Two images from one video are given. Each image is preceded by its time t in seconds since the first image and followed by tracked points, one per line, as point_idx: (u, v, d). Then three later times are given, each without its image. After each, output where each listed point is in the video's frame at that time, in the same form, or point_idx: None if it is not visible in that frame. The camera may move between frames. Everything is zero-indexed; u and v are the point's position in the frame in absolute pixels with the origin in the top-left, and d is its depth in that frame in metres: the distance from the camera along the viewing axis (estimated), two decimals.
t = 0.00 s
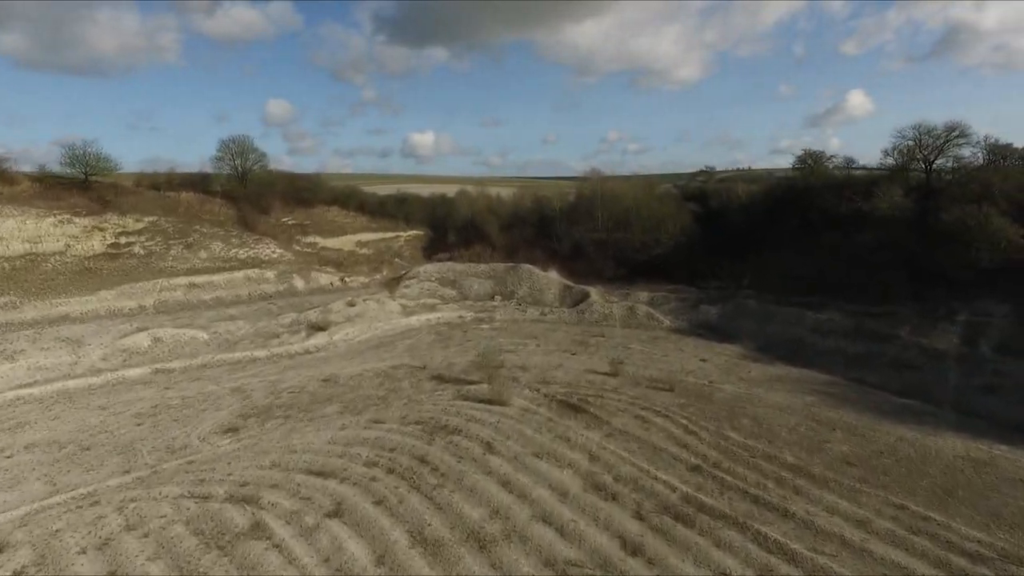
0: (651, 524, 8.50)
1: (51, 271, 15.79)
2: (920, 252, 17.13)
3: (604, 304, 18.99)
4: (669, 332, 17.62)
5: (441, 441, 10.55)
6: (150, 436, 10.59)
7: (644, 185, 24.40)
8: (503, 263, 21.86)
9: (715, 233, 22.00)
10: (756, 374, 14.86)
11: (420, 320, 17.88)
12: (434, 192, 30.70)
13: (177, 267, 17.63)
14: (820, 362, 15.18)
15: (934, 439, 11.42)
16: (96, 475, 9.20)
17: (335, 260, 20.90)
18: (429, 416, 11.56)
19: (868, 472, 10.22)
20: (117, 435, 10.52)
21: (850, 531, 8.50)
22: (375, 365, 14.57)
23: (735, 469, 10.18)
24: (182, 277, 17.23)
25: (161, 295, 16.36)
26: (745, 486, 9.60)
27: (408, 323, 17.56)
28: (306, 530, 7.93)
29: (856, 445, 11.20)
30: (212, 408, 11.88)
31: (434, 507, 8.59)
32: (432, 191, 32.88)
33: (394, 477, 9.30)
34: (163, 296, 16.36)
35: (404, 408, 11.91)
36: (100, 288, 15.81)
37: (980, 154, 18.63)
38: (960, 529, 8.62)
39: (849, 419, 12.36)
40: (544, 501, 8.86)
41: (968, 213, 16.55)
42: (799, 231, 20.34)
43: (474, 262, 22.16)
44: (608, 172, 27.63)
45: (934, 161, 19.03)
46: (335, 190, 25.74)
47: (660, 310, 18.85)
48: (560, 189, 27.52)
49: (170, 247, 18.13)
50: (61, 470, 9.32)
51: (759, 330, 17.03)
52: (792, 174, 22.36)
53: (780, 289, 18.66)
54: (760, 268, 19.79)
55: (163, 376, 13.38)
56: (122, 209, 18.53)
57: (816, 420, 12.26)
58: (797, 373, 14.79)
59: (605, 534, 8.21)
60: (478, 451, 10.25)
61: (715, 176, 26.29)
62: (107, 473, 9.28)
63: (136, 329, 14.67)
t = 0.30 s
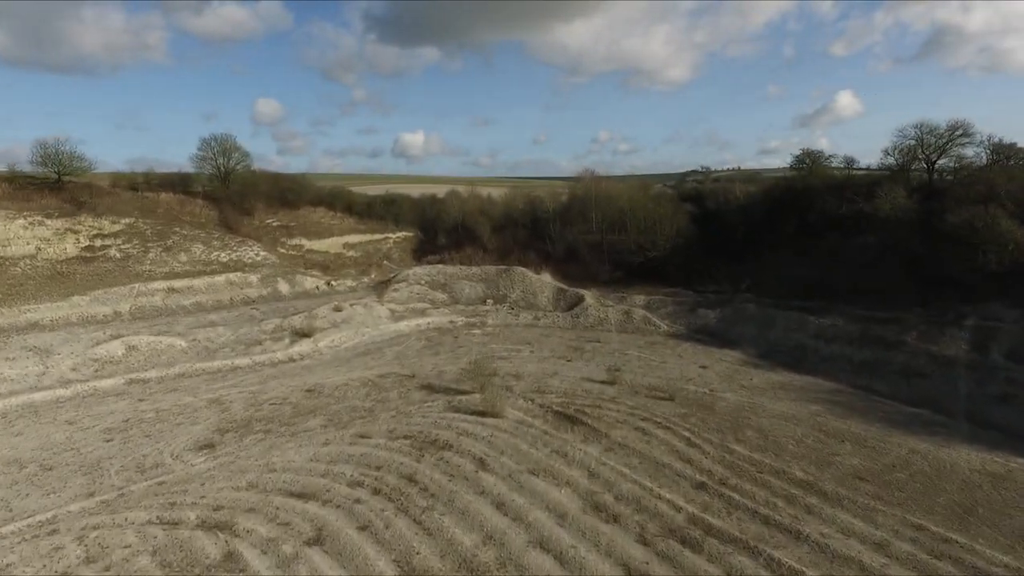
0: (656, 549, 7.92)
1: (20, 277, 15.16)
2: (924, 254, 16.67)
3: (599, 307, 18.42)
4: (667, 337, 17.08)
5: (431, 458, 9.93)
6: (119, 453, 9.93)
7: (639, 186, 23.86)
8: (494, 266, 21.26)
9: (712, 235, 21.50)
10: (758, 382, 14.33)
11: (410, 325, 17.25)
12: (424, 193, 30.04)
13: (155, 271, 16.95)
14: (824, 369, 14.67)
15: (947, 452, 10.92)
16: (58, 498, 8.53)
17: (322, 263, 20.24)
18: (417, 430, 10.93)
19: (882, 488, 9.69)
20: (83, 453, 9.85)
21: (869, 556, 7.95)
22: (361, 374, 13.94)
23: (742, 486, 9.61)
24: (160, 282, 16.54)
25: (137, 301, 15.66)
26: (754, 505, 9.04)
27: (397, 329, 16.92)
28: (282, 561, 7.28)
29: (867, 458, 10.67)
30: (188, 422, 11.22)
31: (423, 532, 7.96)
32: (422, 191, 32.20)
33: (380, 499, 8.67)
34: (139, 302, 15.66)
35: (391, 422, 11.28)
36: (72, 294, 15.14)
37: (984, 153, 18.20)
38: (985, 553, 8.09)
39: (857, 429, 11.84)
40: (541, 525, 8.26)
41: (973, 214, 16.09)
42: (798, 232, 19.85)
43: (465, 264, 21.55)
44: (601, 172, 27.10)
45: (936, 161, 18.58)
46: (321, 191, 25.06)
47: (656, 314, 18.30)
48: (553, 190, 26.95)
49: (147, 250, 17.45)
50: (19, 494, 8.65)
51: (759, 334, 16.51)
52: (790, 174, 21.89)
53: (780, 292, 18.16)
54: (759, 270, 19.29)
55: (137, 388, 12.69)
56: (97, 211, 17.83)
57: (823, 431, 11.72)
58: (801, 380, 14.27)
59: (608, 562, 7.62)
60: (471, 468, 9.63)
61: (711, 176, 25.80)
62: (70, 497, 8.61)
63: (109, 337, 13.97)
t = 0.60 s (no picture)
0: None
1: None
2: (934, 256, 16.12)
3: (598, 312, 17.82)
4: (669, 342, 16.49)
5: (423, 476, 9.30)
6: (89, 472, 9.28)
7: (638, 186, 23.27)
8: (490, 268, 20.64)
9: (714, 236, 20.92)
10: (765, 390, 13.75)
11: (402, 330, 16.61)
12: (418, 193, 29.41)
13: (136, 275, 16.29)
14: (833, 376, 14.09)
15: (968, 466, 10.35)
16: (18, 525, 7.89)
17: (311, 266, 19.60)
18: (408, 445, 10.30)
19: (904, 507, 9.09)
20: (50, 472, 9.21)
21: None
22: (350, 383, 13.30)
23: (755, 505, 9.01)
24: (142, 285, 15.89)
25: (117, 306, 15.01)
26: (768, 528, 8.43)
27: (389, 334, 16.28)
28: None
29: (885, 473, 10.09)
30: (165, 436, 10.59)
31: (414, 562, 7.34)
32: (415, 191, 31.54)
33: (367, 524, 8.04)
34: (119, 307, 15.01)
35: (381, 436, 10.66)
36: (47, 299, 14.50)
37: (994, 152, 17.65)
38: None
39: (872, 441, 11.25)
40: (541, 552, 7.64)
41: (986, 215, 15.54)
42: (802, 234, 19.28)
43: (460, 267, 20.94)
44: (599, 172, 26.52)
45: (945, 160, 18.03)
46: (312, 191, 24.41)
47: (657, 318, 17.70)
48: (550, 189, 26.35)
49: (129, 253, 16.81)
50: None
51: (765, 339, 15.92)
52: (793, 174, 21.34)
53: (785, 296, 17.59)
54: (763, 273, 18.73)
55: (113, 399, 12.03)
56: (76, 212, 17.18)
57: (836, 444, 11.13)
58: (809, 388, 13.69)
59: None
60: (465, 488, 9.01)
61: (711, 176, 25.25)
62: (32, 522, 7.97)
63: (85, 345, 13.31)
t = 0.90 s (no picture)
0: None
1: None
2: (949, 258, 15.66)
3: (600, 317, 17.14)
4: (673, 349, 15.81)
5: (412, 500, 8.61)
6: (52, 496, 8.60)
7: (639, 186, 22.59)
8: (487, 271, 19.95)
9: (718, 238, 20.25)
10: (776, 400, 13.08)
11: (394, 337, 15.91)
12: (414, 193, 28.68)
13: (116, 280, 15.60)
14: (846, 385, 13.41)
15: (997, 485, 9.68)
16: None
17: (301, 270, 18.90)
18: (398, 465, 9.61)
19: (932, 533, 8.42)
20: (9, 497, 8.53)
21: None
22: (339, 394, 12.60)
23: (772, 532, 8.33)
24: (122, 290, 15.22)
25: (94, 312, 14.33)
26: (788, 558, 7.76)
27: (381, 341, 15.59)
28: None
29: (908, 494, 9.42)
30: (138, 454, 9.91)
31: None
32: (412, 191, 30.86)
33: (350, 557, 7.35)
34: (97, 313, 14.32)
35: (369, 454, 9.97)
36: (20, 305, 13.83)
37: (1010, 151, 17.00)
38: None
39: (892, 457, 10.58)
40: None
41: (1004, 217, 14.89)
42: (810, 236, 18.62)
43: (456, 269, 20.26)
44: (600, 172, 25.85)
45: (959, 159, 17.39)
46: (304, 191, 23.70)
47: (660, 323, 17.02)
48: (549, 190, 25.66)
49: (109, 257, 16.13)
50: None
51: (773, 346, 15.25)
52: (799, 174, 20.68)
53: (793, 301, 16.93)
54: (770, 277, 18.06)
55: (85, 412, 11.34)
56: (53, 214, 16.53)
57: (854, 460, 10.44)
58: (822, 399, 13.02)
59: None
60: (458, 514, 8.31)
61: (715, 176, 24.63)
62: None
63: (59, 354, 12.63)
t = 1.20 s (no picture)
0: None
1: None
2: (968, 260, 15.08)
3: (602, 322, 16.44)
4: (679, 357, 15.12)
5: (402, 528, 7.92)
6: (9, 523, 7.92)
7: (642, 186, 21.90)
8: (485, 274, 19.26)
9: (725, 240, 19.56)
10: (789, 413, 12.39)
11: (388, 344, 15.22)
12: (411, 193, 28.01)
13: (97, 284, 14.93)
14: (863, 396, 12.72)
15: None
16: None
17: (292, 273, 18.22)
18: (387, 487, 8.92)
19: (967, 565, 7.74)
20: None
21: None
22: (327, 407, 11.91)
23: (792, 564, 7.64)
24: (102, 295, 14.54)
25: (71, 319, 13.66)
26: None
27: (374, 348, 14.89)
28: None
29: (937, 518, 8.73)
30: (109, 474, 9.22)
31: None
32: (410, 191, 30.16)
33: None
34: (75, 320, 13.65)
35: (357, 474, 9.28)
36: None
37: None
38: None
39: (917, 476, 9.89)
40: None
41: None
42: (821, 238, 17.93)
43: (453, 273, 19.57)
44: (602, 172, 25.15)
45: (977, 158, 16.79)
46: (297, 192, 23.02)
47: (665, 329, 16.33)
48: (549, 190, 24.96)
49: (91, 260, 15.48)
50: None
51: (784, 354, 14.55)
52: (808, 174, 19.99)
53: (804, 306, 16.24)
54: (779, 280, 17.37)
55: (56, 427, 10.65)
56: (31, 215, 15.92)
57: (876, 480, 9.74)
58: (838, 411, 12.33)
59: None
60: (450, 544, 7.62)
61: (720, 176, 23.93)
62: None
63: (31, 364, 11.95)
